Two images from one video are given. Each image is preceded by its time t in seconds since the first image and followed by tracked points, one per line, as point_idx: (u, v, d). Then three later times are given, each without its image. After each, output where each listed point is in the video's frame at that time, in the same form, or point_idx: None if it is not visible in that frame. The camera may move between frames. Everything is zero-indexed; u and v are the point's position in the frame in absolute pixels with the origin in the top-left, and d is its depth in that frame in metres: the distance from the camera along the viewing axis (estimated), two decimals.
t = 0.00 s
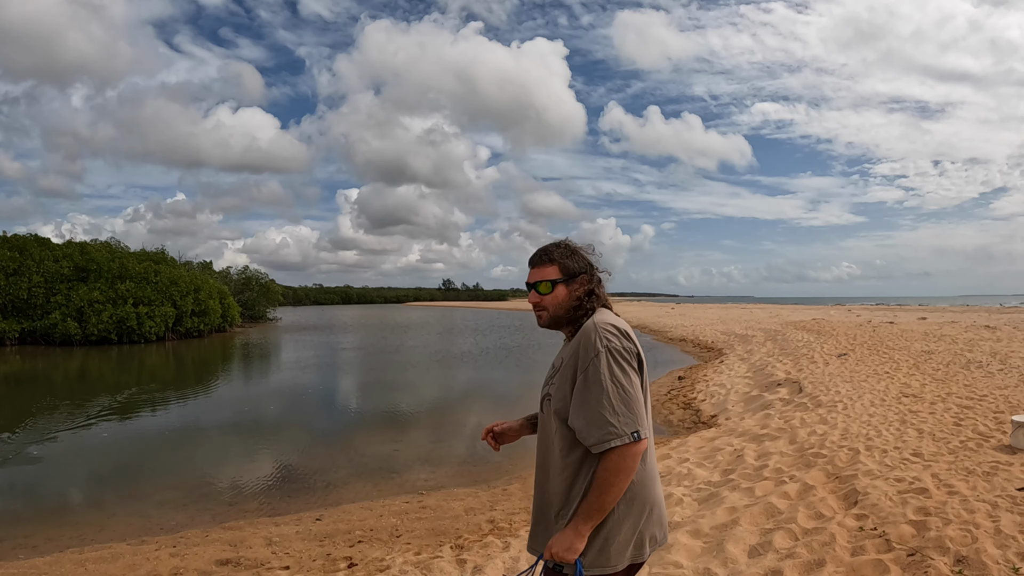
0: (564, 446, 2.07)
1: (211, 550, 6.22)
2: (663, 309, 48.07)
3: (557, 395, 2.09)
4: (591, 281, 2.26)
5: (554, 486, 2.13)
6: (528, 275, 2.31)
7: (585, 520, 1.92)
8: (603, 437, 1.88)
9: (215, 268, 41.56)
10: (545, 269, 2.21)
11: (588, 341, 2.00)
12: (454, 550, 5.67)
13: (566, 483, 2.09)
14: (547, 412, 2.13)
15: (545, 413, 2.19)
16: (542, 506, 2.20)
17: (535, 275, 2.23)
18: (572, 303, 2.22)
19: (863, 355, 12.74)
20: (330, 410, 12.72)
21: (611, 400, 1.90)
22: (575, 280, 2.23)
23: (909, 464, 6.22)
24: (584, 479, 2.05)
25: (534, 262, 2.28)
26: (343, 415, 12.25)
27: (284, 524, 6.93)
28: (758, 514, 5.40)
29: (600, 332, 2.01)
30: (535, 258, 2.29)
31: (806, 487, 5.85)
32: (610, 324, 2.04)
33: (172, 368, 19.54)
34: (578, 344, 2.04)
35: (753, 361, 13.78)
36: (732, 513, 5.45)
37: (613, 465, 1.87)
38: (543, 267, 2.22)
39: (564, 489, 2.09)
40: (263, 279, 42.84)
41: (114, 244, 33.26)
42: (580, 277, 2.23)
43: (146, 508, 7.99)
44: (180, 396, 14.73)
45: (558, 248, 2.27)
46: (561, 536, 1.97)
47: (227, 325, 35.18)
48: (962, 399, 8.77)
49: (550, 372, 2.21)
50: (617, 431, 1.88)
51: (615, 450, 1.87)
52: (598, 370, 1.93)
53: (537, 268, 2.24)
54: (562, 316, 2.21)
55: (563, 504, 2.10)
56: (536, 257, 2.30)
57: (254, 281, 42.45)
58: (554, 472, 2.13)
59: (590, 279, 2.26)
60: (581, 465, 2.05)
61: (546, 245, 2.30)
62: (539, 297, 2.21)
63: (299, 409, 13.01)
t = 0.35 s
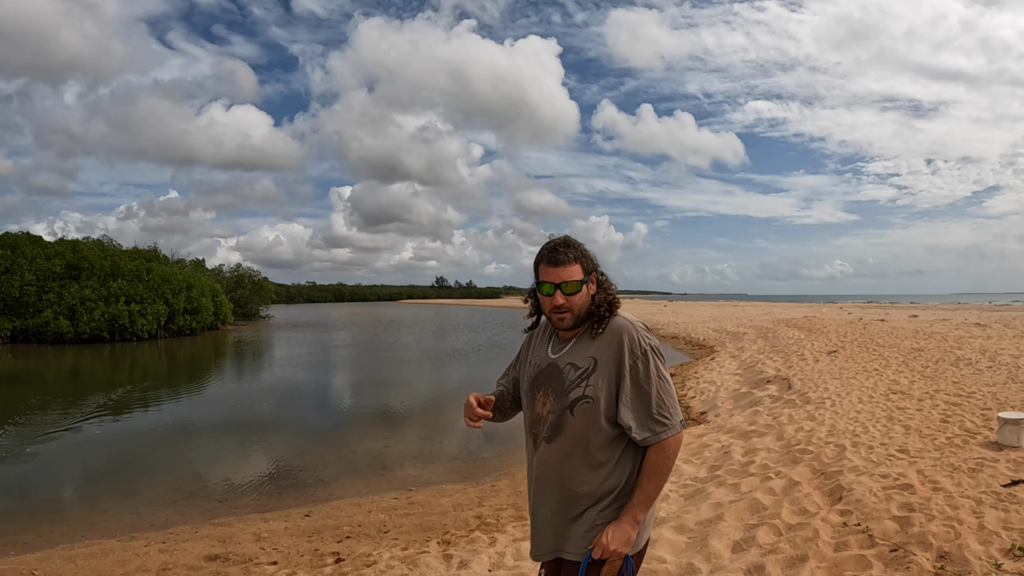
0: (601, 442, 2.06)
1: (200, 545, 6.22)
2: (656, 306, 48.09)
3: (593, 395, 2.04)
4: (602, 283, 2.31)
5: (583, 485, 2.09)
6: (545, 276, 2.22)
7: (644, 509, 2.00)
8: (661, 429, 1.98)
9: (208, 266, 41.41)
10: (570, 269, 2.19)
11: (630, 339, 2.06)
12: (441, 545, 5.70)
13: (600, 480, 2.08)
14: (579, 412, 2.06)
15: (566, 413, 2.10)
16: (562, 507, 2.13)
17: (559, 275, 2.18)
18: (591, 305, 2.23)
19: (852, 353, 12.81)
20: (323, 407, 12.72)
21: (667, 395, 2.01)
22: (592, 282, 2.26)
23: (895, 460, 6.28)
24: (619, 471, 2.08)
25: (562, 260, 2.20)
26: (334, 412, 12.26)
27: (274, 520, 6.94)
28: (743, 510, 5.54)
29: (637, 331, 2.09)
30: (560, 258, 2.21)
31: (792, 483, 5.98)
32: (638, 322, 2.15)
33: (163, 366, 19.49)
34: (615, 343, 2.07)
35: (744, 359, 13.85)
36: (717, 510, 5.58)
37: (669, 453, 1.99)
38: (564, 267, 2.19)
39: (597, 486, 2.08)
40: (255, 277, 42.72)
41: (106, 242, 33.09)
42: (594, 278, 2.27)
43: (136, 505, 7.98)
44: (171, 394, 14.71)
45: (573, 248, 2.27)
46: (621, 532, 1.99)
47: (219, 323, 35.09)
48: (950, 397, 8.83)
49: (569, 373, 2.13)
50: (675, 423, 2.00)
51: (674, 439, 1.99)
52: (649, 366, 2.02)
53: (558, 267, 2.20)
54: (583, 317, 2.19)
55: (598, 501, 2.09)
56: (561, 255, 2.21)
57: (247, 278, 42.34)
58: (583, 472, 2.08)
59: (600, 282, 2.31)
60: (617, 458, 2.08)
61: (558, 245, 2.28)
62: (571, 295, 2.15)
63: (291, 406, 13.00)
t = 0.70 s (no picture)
0: (624, 462, 1.95)
1: (188, 544, 6.16)
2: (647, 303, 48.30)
3: (619, 414, 1.93)
4: (620, 284, 2.19)
5: (601, 505, 1.96)
6: (569, 278, 2.05)
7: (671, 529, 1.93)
8: (692, 448, 1.90)
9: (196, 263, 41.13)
10: (598, 271, 2.04)
11: (658, 354, 1.95)
12: (428, 542, 5.68)
13: (621, 499, 1.96)
14: (602, 432, 1.93)
15: (586, 432, 1.97)
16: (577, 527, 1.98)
17: (586, 278, 2.02)
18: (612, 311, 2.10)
19: (840, 349, 12.91)
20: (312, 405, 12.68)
21: (695, 411, 1.93)
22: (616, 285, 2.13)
23: (881, 456, 6.33)
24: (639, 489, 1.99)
25: (591, 261, 2.04)
26: (323, 409, 12.22)
27: (262, 518, 6.90)
28: (730, 506, 5.58)
29: (665, 344, 1.99)
30: (587, 258, 2.04)
31: (778, 479, 6.03)
32: (663, 333, 2.05)
33: (152, 364, 19.33)
34: (642, 357, 1.97)
35: (732, 355, 13.92)
36: (705, 506, 5.62)
37: (696, 472, 1.92)
38: (592, 268, 2.03)
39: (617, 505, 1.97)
40: (245, 274, 42.52)
41: (93, 239, 32.75)
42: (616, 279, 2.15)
43: (124, 503, 7.91)
44: (160, 392, 14.61)
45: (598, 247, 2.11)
46: (650, 555, 1.92)
47: (208, 320, 34.89)
48: (936, 392, 8.91)
49: (592, 389, 2.00)
50: (707, 441, 1.92)
51: (704, 457, 1.92)
52: (680, 384, 1.93)
53: (584, 268, 2.03)
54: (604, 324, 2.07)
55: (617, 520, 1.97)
56: (588, 255, 2.05)
57: (236, 276, 42.11)
58: (602, 491, 1.96)
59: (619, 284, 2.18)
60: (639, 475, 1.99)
61: (582, 244, 2.11)
62: (599, 300, 2.01)
63: (281, 404, 12.95)
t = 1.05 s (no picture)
0: (642, 466, 1.95)
1: (184, 542, 6.17)
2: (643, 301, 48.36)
3: (644, 417, 1.90)
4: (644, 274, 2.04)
5: (612, 508, 1.95)
6: (586, 281, 1.91)
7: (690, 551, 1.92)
8: (717, 461, 1.88)
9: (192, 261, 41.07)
10: (617, 276, 1.89)
11: (690, 357, 1.90)
12: (424, 540, 5.69)
13: (635, 505, 1.95)
14: (624, 435, 1.90)
15: (606, 434, 1.93)
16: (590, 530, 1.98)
17: (602, 283, 1.88)
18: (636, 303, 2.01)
19: (836, 347, 12.95)
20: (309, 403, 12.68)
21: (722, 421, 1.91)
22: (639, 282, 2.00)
23: (876, 454, 6.36)
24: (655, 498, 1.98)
25: (605, 266, 1.88)
26: (320, 407, 12.23)
27: (258, 516, 6.89)
28: (726, 504, 5.63)
29: (697, 347, 1.95)
30: (602, 262, 1.87)
31: (774, 477, 6.08)
32: (694, 332, 1.99)
33: (148, 363, 19.31)
34: (671, 358, 1.92)
35: (728, 353, 13.96)
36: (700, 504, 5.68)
37: (716, 486, 1.91)
38: (614, 273, 1.88)
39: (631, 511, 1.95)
40: (241, 273, 42.50)
41: (89, 238, 32.65)
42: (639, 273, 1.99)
43: (120, 501, 7.91)
44: (156, 391, 14.60)
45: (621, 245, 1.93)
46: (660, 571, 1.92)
47: (204, 319, 34.86)
48: (932, 390, 8.94)
49: (614, 389, 1.94)
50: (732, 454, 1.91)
51: (726, 470, 1.91)
52: (710, 392, 1.90)
53: (603, 273, 1.88)
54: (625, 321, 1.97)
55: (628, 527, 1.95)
56: (603, 258, 1.87)
57: (232, 274, 42.07)
58: (617, 495, 1.94)
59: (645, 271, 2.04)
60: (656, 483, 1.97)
61: (604, 239, 1.92)
62: (612, 307, 1.91)
63: (278, 402, 12.96)
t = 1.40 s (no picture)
0: (636, 465, 1.97)
1: (181, 540, 6.17)
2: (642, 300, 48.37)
3: (639, 423, 1.89)
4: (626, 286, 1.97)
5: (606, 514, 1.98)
6: (577, 325, 1.81)
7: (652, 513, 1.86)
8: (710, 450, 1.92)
9: (191, 260, 41.03)
10: (605, 309, 1.80)
11: (679, 356, 1.90)
12: (422, 537, 5.69)
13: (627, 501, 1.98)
14: (620, 443, 1.89)
15: (601, 444, 1.91)
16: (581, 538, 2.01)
17: (590, 321, 1.80)
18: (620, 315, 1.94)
19: (835, 345, 12.97)
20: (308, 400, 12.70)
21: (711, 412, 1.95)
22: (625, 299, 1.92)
23: (874, 452, 6.37)
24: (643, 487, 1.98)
25: (590, 306, 1.77)
26: (318, 405, 12.24)
27: (255, 514, 6.89)
28: (724, 501, 5.66)
29: (682, 342, 1.93)
30: (587, 301, 1.76)
31: (771, 475, 6.10)
32: (679, 327, 1.97)
33: (147, 361, 19.28)
34: (662, 359, 1.90)
35: (727, 351, 13.97)
36: (698, 502, 5.72)
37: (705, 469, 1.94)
38: (601, 308, 1.79)
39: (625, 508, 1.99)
40: (240, 271, 42.51)
41: (87, 236, 32.58)
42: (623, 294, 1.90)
43: (118, 499, 7.91)
44: (155, 389, 14.60)
45: (604, 273, 1.82)
46: (622, 529, 1.87)
47: (203, 317, 34.87)
48: (930, 389, 8.96)
49: (604, 400, 1.90)
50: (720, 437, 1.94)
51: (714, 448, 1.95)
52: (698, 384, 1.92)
53: (591, 313, 1.78)
54: (611, 338, 1.91)
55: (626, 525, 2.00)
56: (588, 298, 1.76)
57: (231, 273, 42.05)
58: (611, 498, 1.97)
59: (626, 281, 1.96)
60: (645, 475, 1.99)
61: (585, 271, 1.79)
62: (599, 338, 1.85)
63: (276, 400, 12.96)
